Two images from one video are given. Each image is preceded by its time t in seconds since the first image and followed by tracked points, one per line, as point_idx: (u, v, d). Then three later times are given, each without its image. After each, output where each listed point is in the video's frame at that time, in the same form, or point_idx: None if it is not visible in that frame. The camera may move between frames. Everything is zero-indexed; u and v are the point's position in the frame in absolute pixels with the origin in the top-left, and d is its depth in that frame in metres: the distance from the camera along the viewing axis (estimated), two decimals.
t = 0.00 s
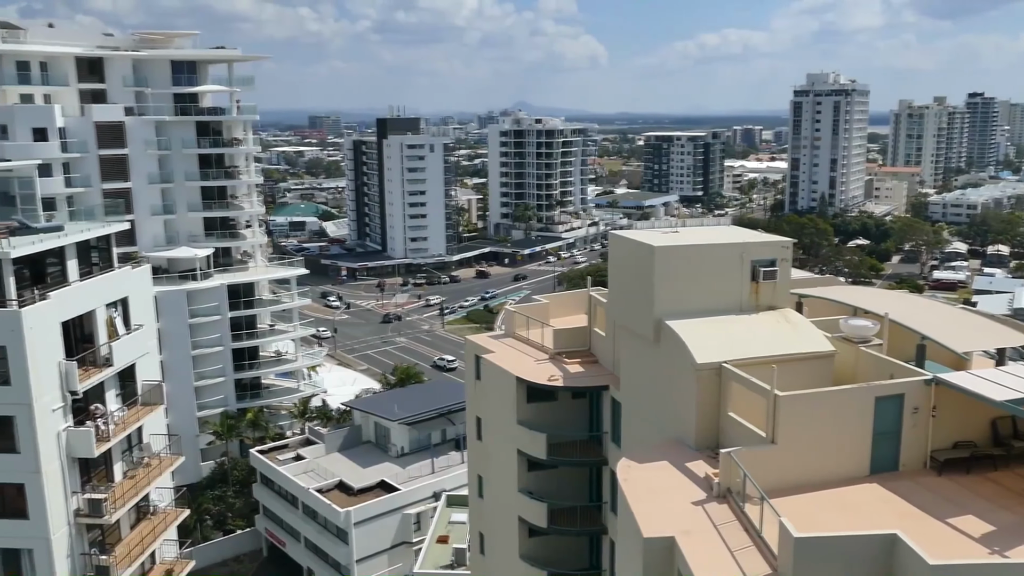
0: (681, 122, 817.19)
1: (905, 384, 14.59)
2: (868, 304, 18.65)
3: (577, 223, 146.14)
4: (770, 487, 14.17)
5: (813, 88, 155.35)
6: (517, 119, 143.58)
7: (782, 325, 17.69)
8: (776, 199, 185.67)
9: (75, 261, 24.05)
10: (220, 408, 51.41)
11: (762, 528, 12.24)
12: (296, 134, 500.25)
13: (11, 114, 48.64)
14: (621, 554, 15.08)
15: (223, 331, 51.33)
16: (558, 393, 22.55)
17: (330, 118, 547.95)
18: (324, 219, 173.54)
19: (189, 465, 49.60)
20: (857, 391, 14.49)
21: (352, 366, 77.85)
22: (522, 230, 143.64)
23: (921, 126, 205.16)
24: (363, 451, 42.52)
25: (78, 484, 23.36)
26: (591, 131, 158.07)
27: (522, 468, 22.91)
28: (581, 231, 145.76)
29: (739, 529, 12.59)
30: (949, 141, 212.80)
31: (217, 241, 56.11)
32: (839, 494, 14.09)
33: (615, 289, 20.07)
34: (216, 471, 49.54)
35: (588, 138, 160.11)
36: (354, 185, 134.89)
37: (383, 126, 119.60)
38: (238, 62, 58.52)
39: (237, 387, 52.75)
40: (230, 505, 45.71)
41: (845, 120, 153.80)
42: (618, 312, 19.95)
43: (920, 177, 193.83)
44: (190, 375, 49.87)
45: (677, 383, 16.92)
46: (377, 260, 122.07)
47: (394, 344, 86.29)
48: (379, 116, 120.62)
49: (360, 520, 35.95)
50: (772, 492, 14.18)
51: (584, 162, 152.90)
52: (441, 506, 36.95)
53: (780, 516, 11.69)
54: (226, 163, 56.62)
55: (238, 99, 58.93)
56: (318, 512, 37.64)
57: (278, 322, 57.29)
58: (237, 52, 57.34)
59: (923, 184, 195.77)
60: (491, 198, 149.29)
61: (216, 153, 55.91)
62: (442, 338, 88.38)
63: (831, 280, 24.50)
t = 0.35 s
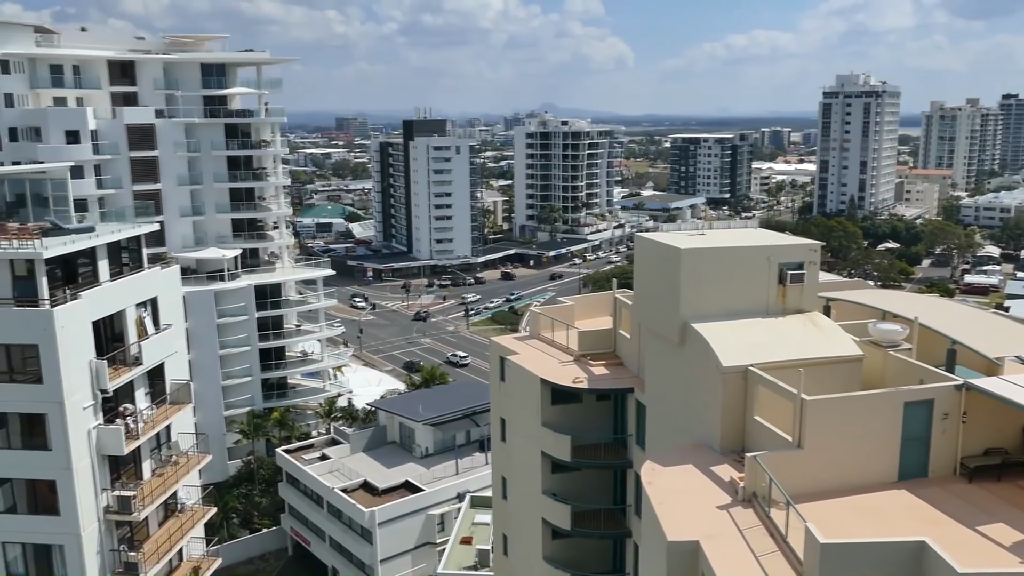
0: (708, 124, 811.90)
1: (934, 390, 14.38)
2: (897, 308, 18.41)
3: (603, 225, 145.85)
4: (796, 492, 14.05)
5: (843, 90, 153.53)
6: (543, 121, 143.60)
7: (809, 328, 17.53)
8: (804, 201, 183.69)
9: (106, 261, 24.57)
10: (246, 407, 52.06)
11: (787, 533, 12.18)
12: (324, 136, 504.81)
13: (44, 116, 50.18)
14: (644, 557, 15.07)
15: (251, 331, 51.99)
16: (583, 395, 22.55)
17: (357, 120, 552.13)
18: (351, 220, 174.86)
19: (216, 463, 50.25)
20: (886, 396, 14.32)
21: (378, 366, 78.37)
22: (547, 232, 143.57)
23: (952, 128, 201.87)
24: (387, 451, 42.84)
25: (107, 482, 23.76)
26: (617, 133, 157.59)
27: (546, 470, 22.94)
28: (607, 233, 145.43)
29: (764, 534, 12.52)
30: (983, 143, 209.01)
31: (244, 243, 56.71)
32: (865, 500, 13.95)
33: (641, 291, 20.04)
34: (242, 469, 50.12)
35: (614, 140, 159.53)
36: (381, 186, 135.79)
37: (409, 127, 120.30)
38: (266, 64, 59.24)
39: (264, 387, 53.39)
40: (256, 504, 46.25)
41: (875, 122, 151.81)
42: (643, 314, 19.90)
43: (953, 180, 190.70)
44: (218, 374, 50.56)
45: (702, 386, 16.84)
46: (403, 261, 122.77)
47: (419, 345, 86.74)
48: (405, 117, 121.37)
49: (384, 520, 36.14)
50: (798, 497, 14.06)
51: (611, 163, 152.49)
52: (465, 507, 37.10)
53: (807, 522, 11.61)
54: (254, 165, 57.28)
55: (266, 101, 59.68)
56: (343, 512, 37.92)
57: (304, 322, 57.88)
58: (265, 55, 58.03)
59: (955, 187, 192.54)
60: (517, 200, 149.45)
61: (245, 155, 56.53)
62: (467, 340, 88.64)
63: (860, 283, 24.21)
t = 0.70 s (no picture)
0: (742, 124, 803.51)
1: (972, 396, 14.16)
2: (934, 312, 18.13)
3: (635, 226, 145.22)
4: (830, 497, 13.91)
5: (880, 90, 151.15)
6: (575, 122, 143.45)
7: (844, 332, 17.34)
8: (840, 203, 181.06)
9: (143, 260, 25.13)
10: (279, 405, 52.77)
11: (821, 539, 12.08)
12: (357, 136, 509.42)
13: (85, 118, 51.42)
14: (675, 560, 15.02)
15: (284, 330, 52.70)
16: (614, 397, 22.53)
17: (389, 121, 556.25)
18: (383, 221, 176.11)
19: (250, 460, 50.96)
20: (923, 401, 14.12)
21: (409, 366, 78.88)
22: (579, 233, 143.31)
23: (993, 129, 197.61)
24: (419, 450, 43.17)
25: (144, 477, 24.24)
26: (650, 134, 156.76)
27: (576, 472, 22.96)
28: (639, 234, 144.76)
29: (796, 539, 12.43)
30: None
31: (278, 242, 57.34)
32: (901, 507, 13.78)
33: (673, 294, 20.00)
34: (275, 467, 50.78)
35: (647, 141, 158.67)
36: (413, 187, 136.66)
37: (442, 128, 120.96)
38: (301, 66, 60.01)
39: (297, 385, 54.08)
40: (288, 501, 46.84)
41: (912, 123, 149.31)
42: (675, 316, 19.84)
43: (994, 183, 186.69)
44: (253, 372, 51.32)
45: (735, 390, 16.73)
46: (434, 262, 123.36)
47: (450, 346, 87.17)
48: (438, 118, 122.06)
49: (415, 519, 36.38)
50: (832, 503, 13.93)
51: (643, 165, 151.77)
52: (495, 507, 37.21)
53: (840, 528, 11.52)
54: (288, 165, 58.05)
55: (301, 103, 60.40)
56: (374, 510, 38.22)
57: (337, 322, 58.52)
58: (300, 57, 58.82)
59: (996, 189, 188.43)
60: (549, 200, 149.40)
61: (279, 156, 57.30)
62: (498, 340, 88.89)
63: (895, 286, 23.86)
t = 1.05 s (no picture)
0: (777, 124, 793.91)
1: (1011, 401, 13.92)
2: (972, 315, 17.81)
3: (666, 226, 144.36)
4: (863, 502, 13.77)
5: (918, 89, 148.43)
6: (607, 121, 142.96)
7: (879, 335, 17.12)
8: (876, 203, 178.13)
9: (178, 256, 25.67)
10: (310, 402, 53.38)
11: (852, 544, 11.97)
12: (389, 135, 512.98)
13: (123, 116, 52.34)
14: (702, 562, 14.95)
15: (315, 327, 53.22)
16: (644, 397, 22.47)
17: (422, 120, 559.06)
18: (415, 220, 177.09)
19: (281, 456, 51.61)
20: (959, 405, 13.90)
21: (438, 365, 79.31)
22: (610, 233, 142.77)
23: None
24: (448, 449, 43.37)
25: (177, 470, 24.79)
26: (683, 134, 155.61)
27: (605, 472, 22.94)
28: (671, 234, 143.87)
29: (827, 544, 12.33)
30: None
31: (310, 241, 58.16)
32: (935, 512, 13.59)
33: (704, 294, 19.93)
34: (306, 463, 51.39)
35: (679, 141, 157.53)
36: (445, 185, 137.24)
37: (473, 127, 121.29)
38: (334, 65, 60.61)
39: (328, 382, 54.68)
40: (318, 496, 47.39)
41: (951, 123, 146.45)
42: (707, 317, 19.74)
43: None
44: (284, 369, 51.98)
45: (766, 391, 16.61)
46: (465, 260, 123.77)
47: (480, 345, 87.47)
48: (470, 117, 122.44)
49: (443, 517, 36.59)
50: (865, 508, 13.77)
51: (675, 164, 150.72)
52: (523, 506, 37.29)
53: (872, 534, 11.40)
54: (321, 164, 58.71)
55: (334, 102, 60.94)
56: (402, 507, 38.51)
57: (368, 319, 58.97)
58: (333, 56, 59.40)
59: None
60: (580, 200, 149.10)
61: (313, 154, 57.84)
62: (528, 339, 89.02)
63: (931, 289, 23.46)
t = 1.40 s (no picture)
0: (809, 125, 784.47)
1: None
2: (1007, 318, 17.51)
3: (696, 228, 143.36)
4: (895, 507, 13.59)
5: (953, 89, 145.80)
6: (636, 123, 142.30)
7: (912, 338, 16.90)
8: (909, 205, 175.18)
9: (210, 257, 26.04)
10: (339, 402, 53.80)
11: (885, 550, 11.85)
12: (418, 137, 515.83)
13: (156, 119, 53.19)
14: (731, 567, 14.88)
15: (344, 328, 53.73)
16: (672, 400, 22.40)
17: (450, 122, 561.21)
18: (444, 221, 177.82)
19: (310, 456, 52.13)
20: (994, 411, 13.71)
21: (466, 366, 79.57)
22: (639, 234, 142.15)
23: None
24: (475, 450, 43.53)
25: (208, 469, 25.22)
26: (712, 135, 154.41)
27: (633, 475, 22.90)
28: (700, 236, 142.85)
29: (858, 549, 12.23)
30: None
31: (340, 242, 58.86)
32: (969, 520, 13.42)
33: (733, 297, 19.80)
34: (335, 463, 51.86)
35: (709, 143, 156.31)
36: (473, 187, 137.59)
37: (502, 129, 121.48)
38: (364, 68, 61.16)
39: (357, 382, 55.15)
40: (347, 497, 47.79)
41: (987, 123, 143.60)
42: (736, 319, 19.62)
43: None
44: (314, 369, 52.55)
45: (796, 395, 16.49)
46: (493, 262, 123.96)
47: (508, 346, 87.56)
48: (499, 119, 122.61)
49: (470, 519, 36.68)
50: (898, 513, 13.60)
51: (704, 166, 149.62)
52: (551, 509, 37.26)
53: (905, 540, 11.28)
54: (351, 166, 59.29)
55: (364, 104, 61.54)
56: (430, 508, 38.67)
57: (397, 320, 59.36)
58: (363, 59, 59.94)
59: None
60: (608, 201, 148.65)
61: (342, 156, 58.58)
62: (556, 341, 88.95)
63: (966, 291, 23.09)
